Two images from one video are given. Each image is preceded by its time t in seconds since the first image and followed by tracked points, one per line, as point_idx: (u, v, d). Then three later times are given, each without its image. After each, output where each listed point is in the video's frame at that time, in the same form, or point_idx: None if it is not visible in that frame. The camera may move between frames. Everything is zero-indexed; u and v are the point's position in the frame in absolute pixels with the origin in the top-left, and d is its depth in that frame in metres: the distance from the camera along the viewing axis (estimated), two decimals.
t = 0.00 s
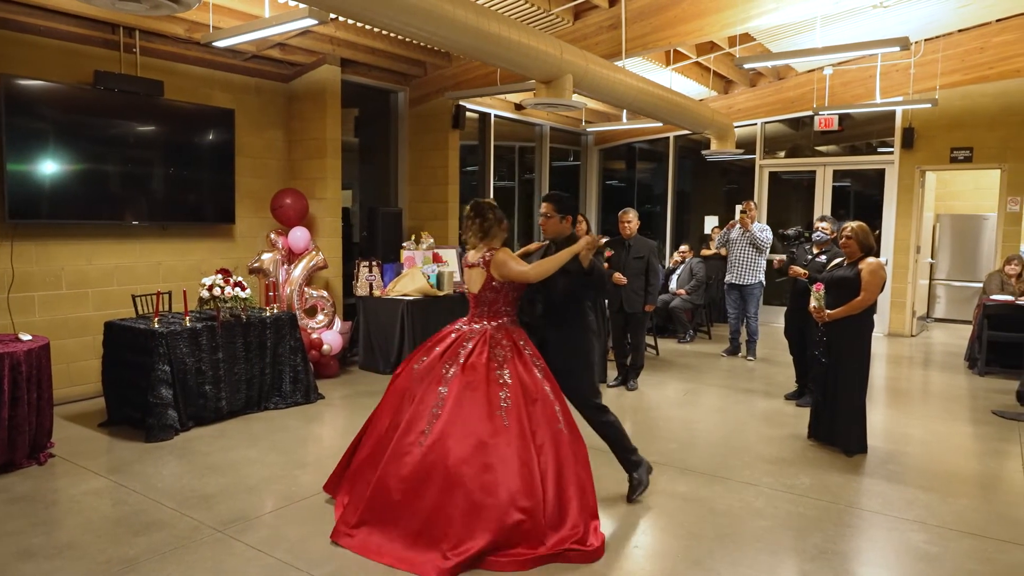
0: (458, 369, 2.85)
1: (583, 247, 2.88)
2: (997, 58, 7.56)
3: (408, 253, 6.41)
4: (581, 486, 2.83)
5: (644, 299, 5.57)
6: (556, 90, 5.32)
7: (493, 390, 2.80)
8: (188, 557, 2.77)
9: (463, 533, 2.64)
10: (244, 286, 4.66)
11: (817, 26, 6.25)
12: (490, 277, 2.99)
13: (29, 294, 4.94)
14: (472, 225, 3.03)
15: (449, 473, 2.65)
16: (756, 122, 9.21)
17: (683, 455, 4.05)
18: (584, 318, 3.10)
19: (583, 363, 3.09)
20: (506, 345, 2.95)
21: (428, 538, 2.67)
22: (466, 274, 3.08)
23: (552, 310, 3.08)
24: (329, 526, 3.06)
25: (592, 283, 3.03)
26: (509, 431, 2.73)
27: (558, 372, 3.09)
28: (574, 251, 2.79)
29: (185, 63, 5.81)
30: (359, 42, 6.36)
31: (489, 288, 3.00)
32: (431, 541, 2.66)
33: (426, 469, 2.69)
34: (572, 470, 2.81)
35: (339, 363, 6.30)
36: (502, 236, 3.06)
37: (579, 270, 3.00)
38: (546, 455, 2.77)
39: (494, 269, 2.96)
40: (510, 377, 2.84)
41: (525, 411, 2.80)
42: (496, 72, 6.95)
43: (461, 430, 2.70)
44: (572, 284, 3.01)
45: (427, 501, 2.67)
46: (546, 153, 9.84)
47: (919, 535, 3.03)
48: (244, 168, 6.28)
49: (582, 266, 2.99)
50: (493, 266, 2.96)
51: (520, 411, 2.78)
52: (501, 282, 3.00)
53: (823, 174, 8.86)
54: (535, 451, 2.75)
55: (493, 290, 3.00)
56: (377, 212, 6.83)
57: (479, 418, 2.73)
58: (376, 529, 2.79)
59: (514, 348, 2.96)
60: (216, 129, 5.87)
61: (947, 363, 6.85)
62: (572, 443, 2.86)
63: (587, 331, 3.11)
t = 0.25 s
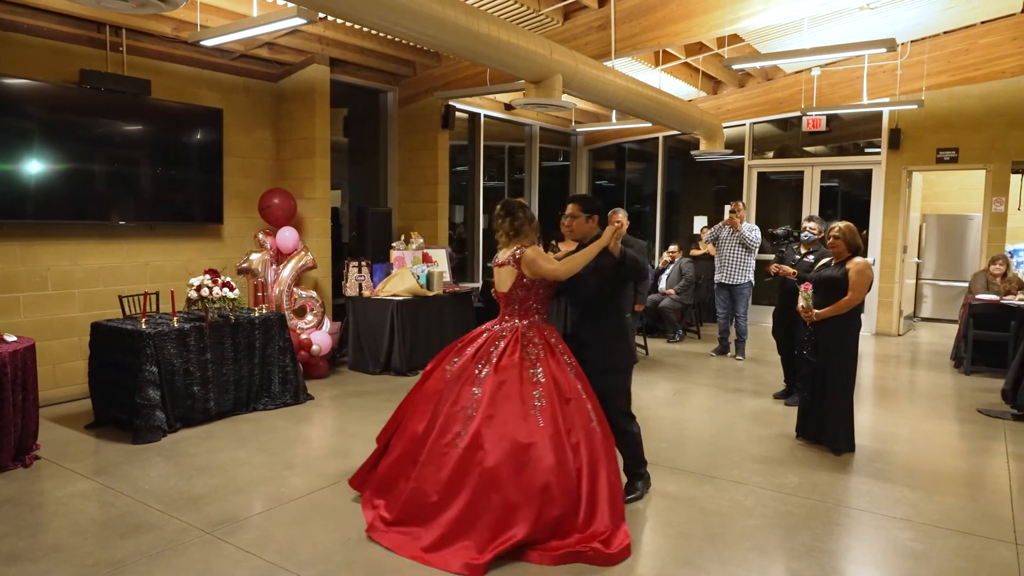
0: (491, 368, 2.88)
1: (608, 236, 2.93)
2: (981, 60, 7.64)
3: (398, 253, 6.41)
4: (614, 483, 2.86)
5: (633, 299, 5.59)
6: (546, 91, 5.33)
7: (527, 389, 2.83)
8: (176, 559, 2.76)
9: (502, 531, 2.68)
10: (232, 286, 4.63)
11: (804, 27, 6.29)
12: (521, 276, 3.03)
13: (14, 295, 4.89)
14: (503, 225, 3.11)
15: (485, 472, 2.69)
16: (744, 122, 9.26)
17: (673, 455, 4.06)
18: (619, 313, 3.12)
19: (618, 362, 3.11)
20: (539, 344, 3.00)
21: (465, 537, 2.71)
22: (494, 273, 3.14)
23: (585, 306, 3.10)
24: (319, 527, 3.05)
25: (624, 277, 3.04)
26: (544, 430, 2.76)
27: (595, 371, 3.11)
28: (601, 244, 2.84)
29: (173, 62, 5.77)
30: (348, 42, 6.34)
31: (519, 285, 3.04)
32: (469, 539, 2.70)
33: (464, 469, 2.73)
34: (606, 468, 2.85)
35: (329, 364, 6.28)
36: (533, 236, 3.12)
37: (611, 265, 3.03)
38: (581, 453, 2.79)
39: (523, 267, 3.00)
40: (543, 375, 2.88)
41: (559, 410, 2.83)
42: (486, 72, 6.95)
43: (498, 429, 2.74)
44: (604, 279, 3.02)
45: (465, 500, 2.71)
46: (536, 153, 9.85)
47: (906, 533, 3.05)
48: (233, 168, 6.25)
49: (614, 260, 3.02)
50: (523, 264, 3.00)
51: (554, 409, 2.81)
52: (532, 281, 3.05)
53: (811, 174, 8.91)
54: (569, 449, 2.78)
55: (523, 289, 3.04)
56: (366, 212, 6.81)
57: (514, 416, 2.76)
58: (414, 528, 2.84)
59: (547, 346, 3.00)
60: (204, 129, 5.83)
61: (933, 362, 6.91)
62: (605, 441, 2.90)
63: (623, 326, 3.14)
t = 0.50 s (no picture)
0: (506, 358, 2.90)
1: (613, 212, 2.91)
2: (974, 60, 7.67)
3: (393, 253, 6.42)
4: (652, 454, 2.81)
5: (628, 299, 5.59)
6: (541, 91, 5.33)
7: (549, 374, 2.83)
8: (170, 560, 2.75)
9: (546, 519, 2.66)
10: (227, 286, 4.62)
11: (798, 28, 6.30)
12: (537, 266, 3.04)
13: (6, 295, 4.87)
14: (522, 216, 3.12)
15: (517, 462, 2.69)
16: (739, 123, 9.28)
17: (668, 454, 4.07)
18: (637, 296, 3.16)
19: (638, 347, 3.17)
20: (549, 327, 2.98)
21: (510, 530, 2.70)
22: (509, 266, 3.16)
23: (601, 290, 3.11)
24: (314, 528, 3.05)
25: (640, 257, 3.06)
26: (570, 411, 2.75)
27: (618, 358, 3.16)
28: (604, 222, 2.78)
29: (167, 62, 5.76)
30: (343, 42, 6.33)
31: (531, 273, 3.04)
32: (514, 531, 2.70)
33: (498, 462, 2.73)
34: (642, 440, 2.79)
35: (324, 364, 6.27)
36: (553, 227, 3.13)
37: (626, 245, 3.02)
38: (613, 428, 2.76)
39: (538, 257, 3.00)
40: (560, 358, 2.87)
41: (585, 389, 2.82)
42: (481, 72, 6.95)
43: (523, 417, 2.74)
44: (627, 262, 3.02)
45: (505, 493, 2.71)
46: (532, 153, 9.85)
47: (900, 531, 3.06)
48: (227, 168, 6.24)
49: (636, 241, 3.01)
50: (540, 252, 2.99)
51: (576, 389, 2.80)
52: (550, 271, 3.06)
53: (806, 174, 8.94)
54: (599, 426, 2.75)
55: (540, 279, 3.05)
56: (361, 212, 6.80)
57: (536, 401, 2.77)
58: (462, 528, 2.84)
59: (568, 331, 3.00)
60: (199, 129, 5.82)
61: (927, 361, 6.94)
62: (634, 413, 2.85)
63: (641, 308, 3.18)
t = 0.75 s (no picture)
0: (516, 353, 2.96)
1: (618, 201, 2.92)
2: (973, 60, 7.68)
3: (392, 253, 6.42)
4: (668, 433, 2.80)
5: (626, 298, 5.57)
6: (540, 90, 5.33)
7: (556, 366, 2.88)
8: (169, 560, 2.75)
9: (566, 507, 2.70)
10: (226, 286, 4.61)
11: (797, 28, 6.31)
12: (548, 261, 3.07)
13: (5, 295, 4.86)
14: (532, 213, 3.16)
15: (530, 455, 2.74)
16: (738, 123, 9.28)
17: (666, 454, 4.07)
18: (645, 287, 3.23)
19: (650, 339, 3.22)
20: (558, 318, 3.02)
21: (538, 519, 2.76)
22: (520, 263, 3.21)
23: (611, 281, 3.17)
24: (313, 528, 3.05)
25: (649, 247, 3.12)
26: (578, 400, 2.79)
27: (632, 350, 3.22)
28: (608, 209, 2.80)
29: (166, 61, 5.75)
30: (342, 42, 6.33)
31: (540, 268, 3.08)
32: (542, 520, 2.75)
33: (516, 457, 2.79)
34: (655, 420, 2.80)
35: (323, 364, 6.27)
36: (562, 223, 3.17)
37: (634, 237, 3.08)
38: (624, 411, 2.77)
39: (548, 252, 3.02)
40: (565, 347, 2.91)
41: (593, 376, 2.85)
42: (480, 71, 6.95)
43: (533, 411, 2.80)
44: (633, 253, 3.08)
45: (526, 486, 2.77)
46: (531, 153, 9.84)
47: (899, 531, 3.07)
48: (226, 168, 6.24)
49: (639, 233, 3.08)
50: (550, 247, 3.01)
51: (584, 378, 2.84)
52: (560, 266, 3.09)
53: (805, 174, 8.95)
54: (610, 411, 2.77)
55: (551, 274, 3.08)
56: (360, 212, 6.80)
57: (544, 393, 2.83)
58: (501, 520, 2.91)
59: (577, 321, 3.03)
60: (198, 128, 5.82)
61: (926, 361, 6.94)
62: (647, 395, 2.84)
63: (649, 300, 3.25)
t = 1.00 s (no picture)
0: (517, 358, 3.00)
1: (617, 205, 2.94)
2: (972, 61, 7.68)
3: (392, 253, 6.41)
4: (669, 436, 2.82)
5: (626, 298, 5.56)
6: (540, 90, 5.33)
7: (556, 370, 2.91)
8: (168, 560, 2.75)
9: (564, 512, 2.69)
10: (226, 286, 4.61)
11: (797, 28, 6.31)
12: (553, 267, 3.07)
13: (4, 295, 4.86)
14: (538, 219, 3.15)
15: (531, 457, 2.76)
16: (738, 123, 9.29)
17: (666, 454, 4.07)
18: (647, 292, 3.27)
19: (653, 343, 3.27)
20: (561, 324, 3.04)
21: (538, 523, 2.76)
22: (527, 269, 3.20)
23: (611, 288, 3.20)
24: (312, 528, 3.04)
25: (646, 252, 3.13)
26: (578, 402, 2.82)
27: (636, 355, 3.27)
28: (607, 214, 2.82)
29: (166, 61, 5.75)
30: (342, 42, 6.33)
31: (544, 273, 3.09)
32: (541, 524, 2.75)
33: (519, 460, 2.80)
34: (656, 423, 2.81)
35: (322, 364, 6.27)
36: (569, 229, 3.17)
37: (631, 244, 3.11)
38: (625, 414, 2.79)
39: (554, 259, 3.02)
40: (565, 352, 2.94)
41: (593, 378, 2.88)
42: (480, 72, 6.95)
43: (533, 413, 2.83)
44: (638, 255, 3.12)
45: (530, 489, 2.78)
46: (530, 153, 9.84)
47: (898, 531, 3.07)
48: (226, 168, 6.24)
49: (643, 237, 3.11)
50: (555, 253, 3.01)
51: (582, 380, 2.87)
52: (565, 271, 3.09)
53: (804, 174, 8.95)
54: (611, 413, 2.79)
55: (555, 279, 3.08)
56: (360, 212, 6.81)
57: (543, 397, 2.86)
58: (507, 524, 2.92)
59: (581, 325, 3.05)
60: (197, 128, 5.81)
61: (926, 361, 6.94)
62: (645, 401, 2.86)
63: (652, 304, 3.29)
